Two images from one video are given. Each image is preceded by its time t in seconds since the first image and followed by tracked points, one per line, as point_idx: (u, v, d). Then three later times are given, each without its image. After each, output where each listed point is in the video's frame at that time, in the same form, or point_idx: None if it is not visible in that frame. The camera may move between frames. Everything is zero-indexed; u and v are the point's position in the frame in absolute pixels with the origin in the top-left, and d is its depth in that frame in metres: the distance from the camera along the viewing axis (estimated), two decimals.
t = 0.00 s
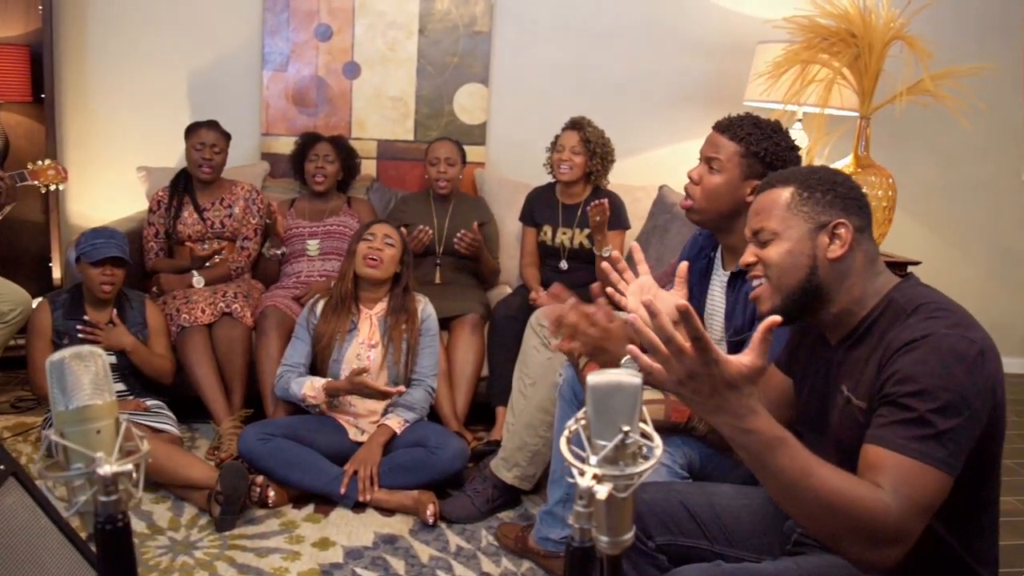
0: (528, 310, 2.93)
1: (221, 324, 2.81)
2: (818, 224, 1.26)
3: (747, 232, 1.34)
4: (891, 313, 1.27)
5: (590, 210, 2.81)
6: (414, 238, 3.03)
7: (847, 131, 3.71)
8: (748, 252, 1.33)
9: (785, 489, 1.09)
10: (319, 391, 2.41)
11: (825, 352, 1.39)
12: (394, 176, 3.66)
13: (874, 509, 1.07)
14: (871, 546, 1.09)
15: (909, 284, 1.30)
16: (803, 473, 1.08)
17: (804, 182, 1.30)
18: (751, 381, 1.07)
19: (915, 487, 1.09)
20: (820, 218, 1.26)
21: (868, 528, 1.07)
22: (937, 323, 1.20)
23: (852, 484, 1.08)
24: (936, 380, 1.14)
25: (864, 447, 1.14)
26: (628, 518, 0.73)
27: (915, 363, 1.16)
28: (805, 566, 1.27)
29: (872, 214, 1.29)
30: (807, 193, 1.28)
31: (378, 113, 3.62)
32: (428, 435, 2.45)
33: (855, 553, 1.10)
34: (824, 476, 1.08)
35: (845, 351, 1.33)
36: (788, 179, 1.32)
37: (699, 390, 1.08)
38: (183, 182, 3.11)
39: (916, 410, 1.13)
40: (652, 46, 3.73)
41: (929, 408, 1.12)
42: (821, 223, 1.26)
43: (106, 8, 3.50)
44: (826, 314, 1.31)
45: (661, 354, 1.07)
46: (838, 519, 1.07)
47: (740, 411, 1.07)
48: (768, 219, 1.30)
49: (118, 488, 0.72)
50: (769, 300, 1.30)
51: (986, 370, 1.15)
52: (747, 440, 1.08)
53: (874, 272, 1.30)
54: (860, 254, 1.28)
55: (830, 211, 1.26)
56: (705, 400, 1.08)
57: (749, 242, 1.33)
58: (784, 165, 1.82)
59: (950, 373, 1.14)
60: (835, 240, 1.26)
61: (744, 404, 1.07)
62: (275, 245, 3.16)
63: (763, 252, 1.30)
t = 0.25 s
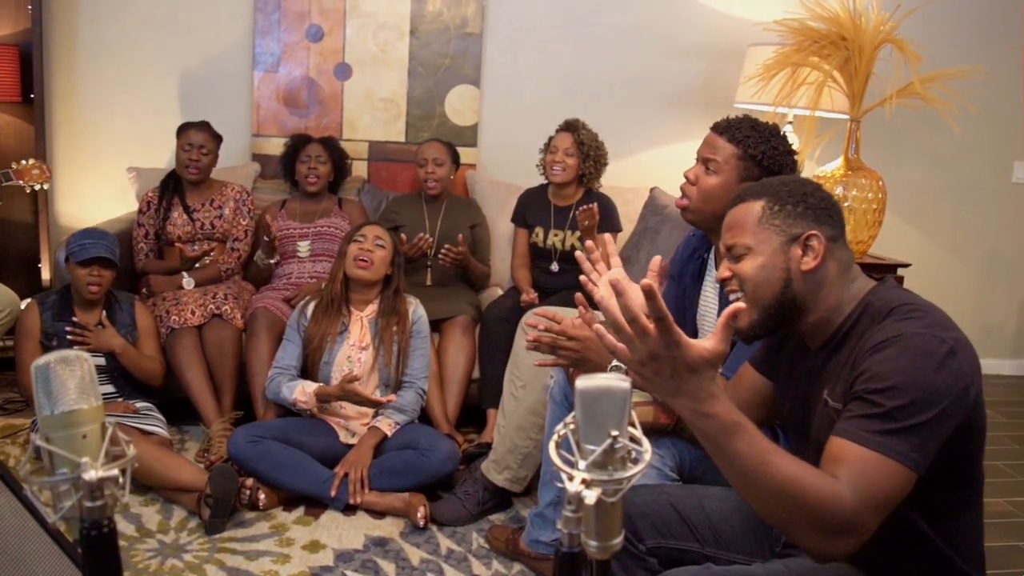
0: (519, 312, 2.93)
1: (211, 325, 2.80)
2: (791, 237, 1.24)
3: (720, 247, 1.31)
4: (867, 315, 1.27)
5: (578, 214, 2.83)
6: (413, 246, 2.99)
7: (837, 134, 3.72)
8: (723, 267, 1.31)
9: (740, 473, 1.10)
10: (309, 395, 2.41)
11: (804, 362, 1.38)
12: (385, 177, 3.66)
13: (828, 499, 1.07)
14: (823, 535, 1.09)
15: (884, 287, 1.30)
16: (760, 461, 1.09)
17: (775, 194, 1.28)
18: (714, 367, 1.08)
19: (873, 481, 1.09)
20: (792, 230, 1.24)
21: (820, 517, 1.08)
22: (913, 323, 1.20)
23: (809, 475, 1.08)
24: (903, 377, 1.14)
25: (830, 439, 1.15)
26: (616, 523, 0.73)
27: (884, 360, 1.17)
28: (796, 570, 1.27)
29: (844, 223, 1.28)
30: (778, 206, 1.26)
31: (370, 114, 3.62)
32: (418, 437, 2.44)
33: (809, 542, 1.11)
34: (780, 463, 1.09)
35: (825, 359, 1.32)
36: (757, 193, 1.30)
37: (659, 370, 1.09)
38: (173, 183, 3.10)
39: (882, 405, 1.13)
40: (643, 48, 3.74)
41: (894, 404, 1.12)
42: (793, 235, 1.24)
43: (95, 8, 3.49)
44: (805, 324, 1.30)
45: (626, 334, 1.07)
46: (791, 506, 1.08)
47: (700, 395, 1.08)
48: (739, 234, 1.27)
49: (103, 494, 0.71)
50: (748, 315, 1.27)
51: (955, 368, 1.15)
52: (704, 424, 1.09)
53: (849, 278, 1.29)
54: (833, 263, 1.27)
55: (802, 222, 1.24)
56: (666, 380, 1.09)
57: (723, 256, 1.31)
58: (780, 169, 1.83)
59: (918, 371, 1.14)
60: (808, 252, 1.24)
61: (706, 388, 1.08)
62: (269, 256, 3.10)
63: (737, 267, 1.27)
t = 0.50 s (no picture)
0: (514, 315, 2.92)
1: (204, 329, 2.79)
2: (768, 248, 1.23)
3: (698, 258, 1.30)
4: (847, 322, 1.26)
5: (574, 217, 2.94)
6: (409, 244, 2.99)
7: (830, 135, 3.73)
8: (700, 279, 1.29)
9: (709, 468, 1.13)
10: (304, 400, 2.41)
11: (788, 368, 1.37)
12: (378, 180, 3.66)
13: (795, 495, 1.09)
14: (791, 530, 1.12)
15: (863, 291, 1.30)
16: (728, 454, 1.12)
17: (752, 206, 1.26)
18: (689, 361, 1.10)
19: (843, 479, 1.10)
20: (770, 241, 1.23)
21: (787, 512, 1.10)
22: (893, 324, 1.20)
23: (776, 470, 1.11)
24: (879, 377, 1.14)
25: (806, 436, 1.16)
26: (612, 528, 0.73)
27: (860, 360, 1.17)
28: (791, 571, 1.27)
29: (822, 231, 1.27)
30: (755, 217, 1.24)
31: (363, 117, 3.61)
32: (412, 440, 2.43)
33: (778, 536, 1.13)
34: (748, 458, 1.12)
35: (808, 364, 1.32)
36: (735, 204, 1.28)
37: (632, 361, 1.10)
38: (166, 187, 3.09)
39: (855, 404, 1.13)
40: (636, 51, 3.74)
41: (867, 404, 1.13)
42: (770, 247, 1.23)
43: (87, 11, 3.47)
44: (786, 332, 1.29)
45: (602, 323, 1.09)
46: (757, 499, 1.11)
47: (672, 386, 1.10)
48: (717, 246, 1.26)
49: (97, 500, 0.71)
50: (727, 325, 1.27)
51: (932, 368, 1.15)
52: (676, 416, 1.12)
53: (827, 287, 1.28)
54: (811, 273, 1.26)
55: (779, 233, 1.23)
56: (638, 370, 1.10)
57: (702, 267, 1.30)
58: (779, 172, 1.82)
59: (892, 371, 1.15)
60: (786, 263, 1.24)
61: (678, 380, 1.10)
62: (269, 262, 3.08)
63: (714, 278, 1.26)
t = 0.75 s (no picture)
0: (508, 318, 2.92)
1: (196, 332, 2.79)
2: (751, 257, 1.22)
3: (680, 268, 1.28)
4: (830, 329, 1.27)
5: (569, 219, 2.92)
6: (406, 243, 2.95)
7: (823, 138, 3.74)
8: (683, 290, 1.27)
9: (685, 467, 1.11)
10: (297, 406, 2.39)
11: (775, 376, 1.36)
12: (372, 183, 3.65)
13: (772, 497, 1.07)
14: (767, 533, 1.09)
15: (846, 295, 1.31)
16: (706, 453, 1.09)
17: (733, 215, 1.25)
18: (667, 361, 1.08)
19: (820, 482, 1.09)
20: (752, 250, 1.22)
21: (763, 515, 1.08)
22: (874, 328, 1.21)
23: (755, 471, 1.09)
24: (859, 381, 1.14)
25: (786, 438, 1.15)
26: (603, 535, 0.72)
27: (841, 365, 1.18)
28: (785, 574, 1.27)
29: (805, 239, 1.27)
30: (737, 227, 1.23)
31: (356, 119, 3.61)
32: (406, 444, 2.43)
33: (753, 539, 1.11)
34: (725, 459, 1.09)
35: (796, 370, 1.31)
36: (716, 214, 1.27)
37: (608, 360, 1.08)
38: (158, 189, 3.09)
39: (836, 408, 1.13)
40: (630, 54, 3.74)
41: (848, 407, 1.13)
42: (753, 256, 1.22)
43: (80, 13, 3.46)
44: (771, 341, 1.29)
45: (579, 321, 1.07)
46: (735, 501, 1.09)
47: (649, 385, 1.08)
48: (699, 255, 1.24)
49: (85, 508, 0.72)
50: (711, 334, 1.25)
51: (915, 371, 1.16)
52: (652, 414, 1.09)
53: (809, 294, 1.28)
54: (793, 281, 1.25)
55: (762, 243, 1.22)
56: (617, 369, 1.08)
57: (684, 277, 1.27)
58: (773, 177, 1.83)
59: (873, 374, 1.15)
60: (768, 272, 1.23)
61: (654, 378, 1.08)
62: (263, 265, 3.07)
63: (697, 288, 1.24)
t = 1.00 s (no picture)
0: (501, 323, 2.91)
1: (188, 338, 2.77)
2: (739, 267, 1.21)
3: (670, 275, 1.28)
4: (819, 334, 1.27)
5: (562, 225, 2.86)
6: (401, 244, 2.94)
7: (816, 143, 3.75)
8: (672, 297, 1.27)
9: (669, 470, 1.10)
10: (290, 414, 2.39)
11: (765, 383, 1.36)
12: (365, 188, 3.65)
13: (756, 502, 1.07)
14: (752, 538, 1.09)
15: (834, 302, 1.31)
16: (690, 458, 1.09)
17: (722, 223, 1.25)
18: (651, 363, 1.08)
19: (804, 487, 1.09)
20: (741, 259, 1.21)
21: (747, 519, 1.07)
22: (860, 335, 1.21)
23: (738, 477, 1.08)
24: (845, 386, 1.14)
25: (772, 444, 1.14)
26: (594, 545, 0.72)
27: (826, 371, 1.17)
28: None
29: (793, 247, 1.26)
30: (726, 235, 1.23)
31: (349, 124, 3.60)
32: (399, 450, 2.42)
33: (737, 543, 1.10)
34: (709, 462, 1.09)
35: (783, 378, 1.32)
36: (705, 221, 1.27)
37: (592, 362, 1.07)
38: (150, 195, 3.08)
39: (821, 413, 1.13)
40: (623, 58, 3.75)
41: (833, 412, 1.12)
42: (742, 265, 1.21)
43: (71, 18, 3.45)
44: (758, 350, 1.29)
45: (564, 322, 1.05)
46: (718, 506, 1.08)
47: (634, 388, 1.08)
48: (689, 263, 1.24)
49: (70, 521, 0.72)
50: (699, 341, 1.25)
51: (900, 375, 1.16)
52: (638, 417, 1.08)
53: (799, 302, 1.28)
54: (782, 290, 1.25)
55: (751, 250, 1.22)
56: (600, 371, 1.07)
57: (673, 285, 1.27)
58: (764, 183, 1.83)
59: (858, 380, 1.15)
60: (758, 281, 1.22)
61: (640, 382, 1.08)
62: (255, 271, 3.07)
63: (686, 296, 1.24)
